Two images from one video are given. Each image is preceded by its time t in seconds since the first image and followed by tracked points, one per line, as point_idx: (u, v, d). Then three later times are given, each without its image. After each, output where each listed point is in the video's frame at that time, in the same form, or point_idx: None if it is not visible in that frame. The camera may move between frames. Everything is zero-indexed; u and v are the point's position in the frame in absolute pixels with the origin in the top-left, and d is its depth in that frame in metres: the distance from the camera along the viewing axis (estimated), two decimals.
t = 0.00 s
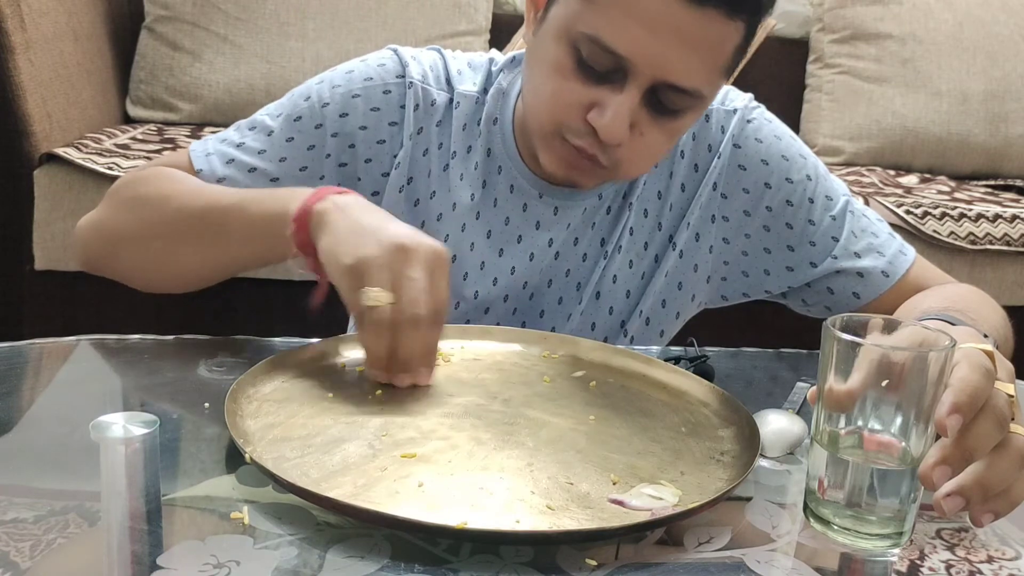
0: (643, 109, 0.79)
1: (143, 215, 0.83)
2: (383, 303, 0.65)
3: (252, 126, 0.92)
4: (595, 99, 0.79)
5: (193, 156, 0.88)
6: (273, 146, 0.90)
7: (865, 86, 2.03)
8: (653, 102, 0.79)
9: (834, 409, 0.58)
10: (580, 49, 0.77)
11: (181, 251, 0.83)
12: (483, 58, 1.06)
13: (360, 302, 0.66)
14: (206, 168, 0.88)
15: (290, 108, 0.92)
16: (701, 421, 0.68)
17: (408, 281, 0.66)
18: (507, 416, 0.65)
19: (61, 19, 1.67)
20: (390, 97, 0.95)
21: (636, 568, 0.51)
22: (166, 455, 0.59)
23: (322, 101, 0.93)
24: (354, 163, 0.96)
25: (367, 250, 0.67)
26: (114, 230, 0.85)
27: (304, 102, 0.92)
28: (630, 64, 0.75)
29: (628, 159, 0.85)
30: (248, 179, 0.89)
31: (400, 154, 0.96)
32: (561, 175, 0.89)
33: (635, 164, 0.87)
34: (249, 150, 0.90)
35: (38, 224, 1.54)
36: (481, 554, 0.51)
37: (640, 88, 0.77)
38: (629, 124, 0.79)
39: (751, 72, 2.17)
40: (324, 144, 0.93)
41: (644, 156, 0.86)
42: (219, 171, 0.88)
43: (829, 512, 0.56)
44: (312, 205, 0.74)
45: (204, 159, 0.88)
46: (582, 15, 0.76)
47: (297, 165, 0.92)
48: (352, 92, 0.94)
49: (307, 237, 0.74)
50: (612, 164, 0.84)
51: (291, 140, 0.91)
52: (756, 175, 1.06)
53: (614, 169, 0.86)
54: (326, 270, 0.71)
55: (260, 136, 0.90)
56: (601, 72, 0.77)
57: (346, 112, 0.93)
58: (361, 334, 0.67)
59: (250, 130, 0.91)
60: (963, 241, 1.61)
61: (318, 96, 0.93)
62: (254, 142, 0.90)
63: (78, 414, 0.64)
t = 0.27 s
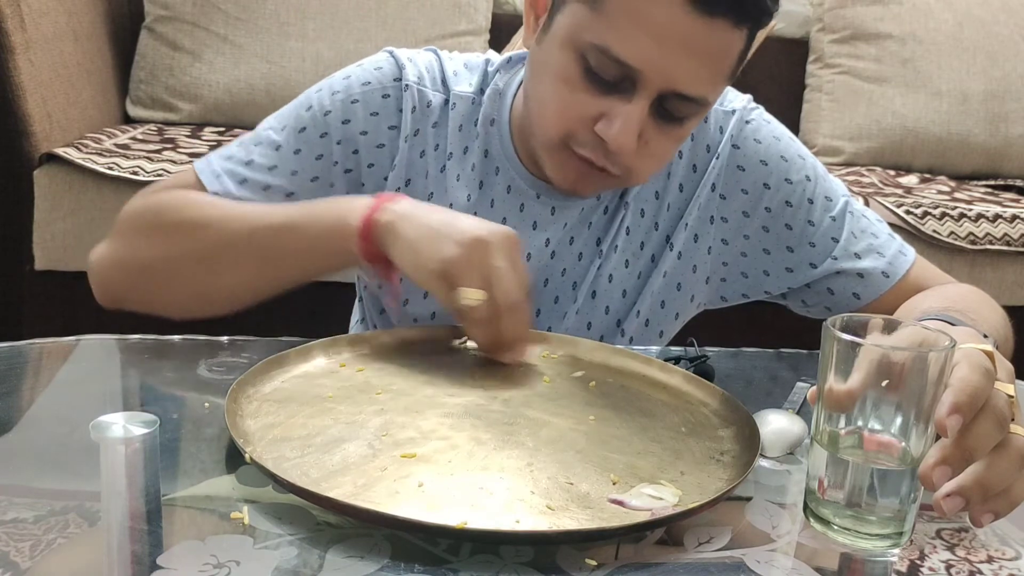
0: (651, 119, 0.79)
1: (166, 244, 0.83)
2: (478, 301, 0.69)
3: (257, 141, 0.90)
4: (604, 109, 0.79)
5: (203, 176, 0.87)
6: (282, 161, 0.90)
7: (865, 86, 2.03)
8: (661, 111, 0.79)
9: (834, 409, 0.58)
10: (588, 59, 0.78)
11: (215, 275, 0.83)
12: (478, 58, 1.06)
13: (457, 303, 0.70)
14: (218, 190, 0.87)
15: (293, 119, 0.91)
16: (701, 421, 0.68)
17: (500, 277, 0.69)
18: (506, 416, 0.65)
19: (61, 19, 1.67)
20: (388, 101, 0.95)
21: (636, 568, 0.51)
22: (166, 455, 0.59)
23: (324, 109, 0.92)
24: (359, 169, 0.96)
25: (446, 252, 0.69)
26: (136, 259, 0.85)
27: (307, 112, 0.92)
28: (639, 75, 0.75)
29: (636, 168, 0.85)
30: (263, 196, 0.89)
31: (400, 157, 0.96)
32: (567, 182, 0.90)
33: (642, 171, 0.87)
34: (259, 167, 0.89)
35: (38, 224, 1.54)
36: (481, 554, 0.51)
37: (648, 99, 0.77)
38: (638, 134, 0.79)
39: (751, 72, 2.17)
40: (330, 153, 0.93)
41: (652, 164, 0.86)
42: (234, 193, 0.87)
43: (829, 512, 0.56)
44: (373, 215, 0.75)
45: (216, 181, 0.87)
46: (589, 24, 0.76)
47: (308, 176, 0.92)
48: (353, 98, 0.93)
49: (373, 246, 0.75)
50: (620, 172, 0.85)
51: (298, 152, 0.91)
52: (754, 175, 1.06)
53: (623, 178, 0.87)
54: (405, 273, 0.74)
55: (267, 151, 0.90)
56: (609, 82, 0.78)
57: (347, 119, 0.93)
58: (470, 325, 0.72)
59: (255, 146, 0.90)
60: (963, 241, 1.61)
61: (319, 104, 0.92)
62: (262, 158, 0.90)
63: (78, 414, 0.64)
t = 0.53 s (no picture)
0: (656, 113, 0.79)
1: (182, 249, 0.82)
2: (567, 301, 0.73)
3: (265, 136, 0.89)
4: (609, 106, 0.78)
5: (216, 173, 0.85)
6: (297, 155, 0.89)
7: (865, 86, 2.03)
8: (666, 106, 0.79)
9: (835, 409, 0.58)
10: (591, 57, 0.78)
11: (233, 277, 0.82)
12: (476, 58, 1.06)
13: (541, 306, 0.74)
14: (232, 186, 0.86)
15: (304, 113, 0.91)
16: (701, 421, 0.68)
17: (580, 276, 0.76)
18: (507, 416, 0.65)
19: (61, 19, 1.67)
20: (396, 100, 0.95)
21: (636, 568, 0.51)
22: (166, 455, 0.59)
23: (335, 104, 0.92)
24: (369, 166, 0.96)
25: (524, 259, 0.75)
26: (142, 259, 0.83)
27: (318, 106, 0.91)
28: (645, 70, 0.75)
29: (642, 163, 0.85)
30: (277, 192, 0.88)
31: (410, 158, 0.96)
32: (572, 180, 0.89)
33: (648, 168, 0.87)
34: (273, 160, 0.88)
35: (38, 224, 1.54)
36: (481, 553, 0.51)
37: (653, 93, 0.77)
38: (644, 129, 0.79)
39: (751, 72, 2.17)
40: (344, 148, 0.93)
41: (657, 159, 0.86)
42: (248, 189, 0.86)
43: (829, 512, 0.56)
44: (422, 219, 0.78)
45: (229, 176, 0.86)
46: (592, 21, 0.76)
47: (320, 171, 0.92)
48: (363, 94, 0.94)
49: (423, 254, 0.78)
50: (627, 168, 0.84)
51: (312, 146, 0.90)
52: (754, 175, 1.06)
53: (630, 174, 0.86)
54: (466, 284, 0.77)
55: (280, 145, 0.89)
56: (614, 78, 0.77)
57: (359, 116, 0.93)
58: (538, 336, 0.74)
59: (265, 139, 0.88)
60: (963, 241, 1.61)
61: (330, 99, 0.92)
62: (275, 153, 0.88)
63: (78, 414, 0.64)
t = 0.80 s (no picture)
0: (658, 110, 0.79)
1: (145, 230, 0.80)
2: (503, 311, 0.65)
3: (252, 132, 0.89)
4: (610, 104, 0.78)
5: (198, 164, 0.85)
6: (281, 151, 0.89)
7: (865, 86, 2.03)
8: (667, 101, 0.79)
9: (835, 409, 0.58)
10: (592, 54, 0.78)
11: (196, 267, 0.80)
12: (474, 62, 1.06)
13: (475, 316, 0.66)
14: (213, 177, 0.85)
15: (293, 112, 0.91)
16: (701, 421, 0.68)
17: (525, 288, 0.66)
18: (507, 416, 0.65)
19: (61, 19, 1.67)
20: (390, 104, 0.96)
21: (636, 568, 0.51)
22: (166, 455, 0.59)
23: (325, 104, 0.92)
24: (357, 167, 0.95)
25: (470, 262, 0.68)
26: (109, 247, 0.81)
27: (307, 105, 0.91)
28: (644, 67, 0.75)
29: (646, 161, 0.84)
30: (258, 187, 0.88)
31: (401, 161, 0.96)
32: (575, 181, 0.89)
33: (651, 166, 0.87)
34: (257, 155, 0.88)
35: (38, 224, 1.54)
36: (481, 554, 0.51)
37: (654, 89, 0.77)
38: (646, 126, 0.78)
39: (751, 72, 2.17)
40: (331, 147, 0.93)
41: (660, 157, 0.85)
42: (228, 181, 0.86)
43: (829, 512, 0.56)
44: (376, 224, 0.74)
45: (208, 167, 0.85)
46: (592, 18, 0.77)
47: (305, 169, 0.91)
48: (354, 95, 0.94)
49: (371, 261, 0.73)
50: (631, 166, 0.84)
51: (299, 144, 0.90)
52: (755, 177, 1.06)
53: (634, 172, 0.86)
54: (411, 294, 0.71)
55: (266, 141, 0.89)
56: (615, 76, 0.77)
57: (349, 116, 0.93)
58: (480, 349, 0.67)
59: (250, 135, 0.89)
60: (963, 241, 1.61)
61: (320, 99, 0.92)
62: (259, 148, 0.88)
63: (78, 414, 0.64)
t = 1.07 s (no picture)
0: (633, 90, 0.79)
1: (122, 264, 0.74)
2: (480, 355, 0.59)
3: (240, 149, 0.88)
4: (585, 85, 0.79)
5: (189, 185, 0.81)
6: (272, 163, 0.88)
7: (865, 86, 2.03)
8: (642, 80, 0.79)
9: (834, 409, 0.58)
10: (562, 38, 0.78)
11: (158, 297, 0.73)
12: (458, 65, 1.06)
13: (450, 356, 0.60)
14: (205, 197, 0.81)
15: (279, 125, 0.91)
16: (701, 421, 0.68)
17: (492, 320, 0.58)
18: (507, 416, 0.65)
19: (61, 19, 1.67)
20: (376, 110, 0.95)
21: (636, 568, 0.51)
22: (166, 455, 0.59)
23: (311, 114, 0.92)
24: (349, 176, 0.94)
25: (417, 318, 0.58)
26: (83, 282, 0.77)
27: (292, 117, 0.91)
28: (616, 44, 0.76)
29: (625, 146, 0.84)
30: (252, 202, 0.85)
31: (389, 166, 0.96)
32: (558, 172, 0.87)
33: (631, 152, 0.86)
34: (246, 169, 0.86)
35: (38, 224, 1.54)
36: (481, 553, 0.51)
37: (628, 68, 0.78)
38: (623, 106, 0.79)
39: (751, 72, 2.17)
40: (321, 157, 0.92)
41: (640, 140, 0.85)
42: (220, 199, 0.82)
43: (829, 512, 0.56)
44: (297, 266, 0.61)
45: (199, 185, 0.82)
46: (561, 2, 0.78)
47: (298, 180, 0.90)
48: (339, 103, 0.93)
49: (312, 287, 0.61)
50: (612, 152, 0.83)
51: (287, 155, 0.89)
52: (750, 180, 1.07)
53: (614, 159, 0.85)
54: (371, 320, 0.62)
55: (255, 155, 0.87)
56: (588, 57, 0.78)
57: (335, 124, 0.93)
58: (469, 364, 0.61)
59: (239, 152, 0.88)
60: (963, 241, 1.61)
61: (305, 110, 0.92)
62: (248, 162, 0.86)
63: (79, 414, 0.64)
